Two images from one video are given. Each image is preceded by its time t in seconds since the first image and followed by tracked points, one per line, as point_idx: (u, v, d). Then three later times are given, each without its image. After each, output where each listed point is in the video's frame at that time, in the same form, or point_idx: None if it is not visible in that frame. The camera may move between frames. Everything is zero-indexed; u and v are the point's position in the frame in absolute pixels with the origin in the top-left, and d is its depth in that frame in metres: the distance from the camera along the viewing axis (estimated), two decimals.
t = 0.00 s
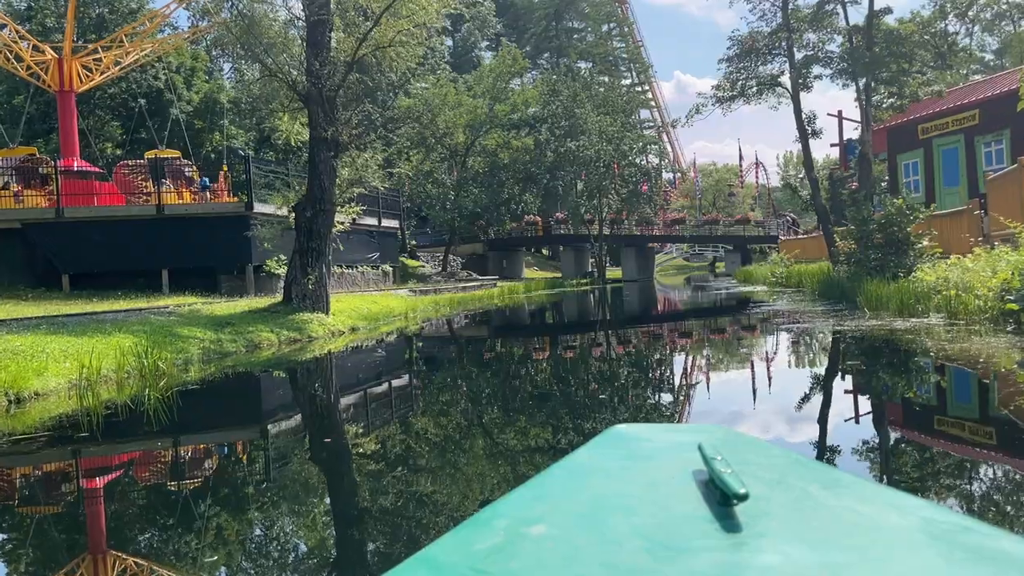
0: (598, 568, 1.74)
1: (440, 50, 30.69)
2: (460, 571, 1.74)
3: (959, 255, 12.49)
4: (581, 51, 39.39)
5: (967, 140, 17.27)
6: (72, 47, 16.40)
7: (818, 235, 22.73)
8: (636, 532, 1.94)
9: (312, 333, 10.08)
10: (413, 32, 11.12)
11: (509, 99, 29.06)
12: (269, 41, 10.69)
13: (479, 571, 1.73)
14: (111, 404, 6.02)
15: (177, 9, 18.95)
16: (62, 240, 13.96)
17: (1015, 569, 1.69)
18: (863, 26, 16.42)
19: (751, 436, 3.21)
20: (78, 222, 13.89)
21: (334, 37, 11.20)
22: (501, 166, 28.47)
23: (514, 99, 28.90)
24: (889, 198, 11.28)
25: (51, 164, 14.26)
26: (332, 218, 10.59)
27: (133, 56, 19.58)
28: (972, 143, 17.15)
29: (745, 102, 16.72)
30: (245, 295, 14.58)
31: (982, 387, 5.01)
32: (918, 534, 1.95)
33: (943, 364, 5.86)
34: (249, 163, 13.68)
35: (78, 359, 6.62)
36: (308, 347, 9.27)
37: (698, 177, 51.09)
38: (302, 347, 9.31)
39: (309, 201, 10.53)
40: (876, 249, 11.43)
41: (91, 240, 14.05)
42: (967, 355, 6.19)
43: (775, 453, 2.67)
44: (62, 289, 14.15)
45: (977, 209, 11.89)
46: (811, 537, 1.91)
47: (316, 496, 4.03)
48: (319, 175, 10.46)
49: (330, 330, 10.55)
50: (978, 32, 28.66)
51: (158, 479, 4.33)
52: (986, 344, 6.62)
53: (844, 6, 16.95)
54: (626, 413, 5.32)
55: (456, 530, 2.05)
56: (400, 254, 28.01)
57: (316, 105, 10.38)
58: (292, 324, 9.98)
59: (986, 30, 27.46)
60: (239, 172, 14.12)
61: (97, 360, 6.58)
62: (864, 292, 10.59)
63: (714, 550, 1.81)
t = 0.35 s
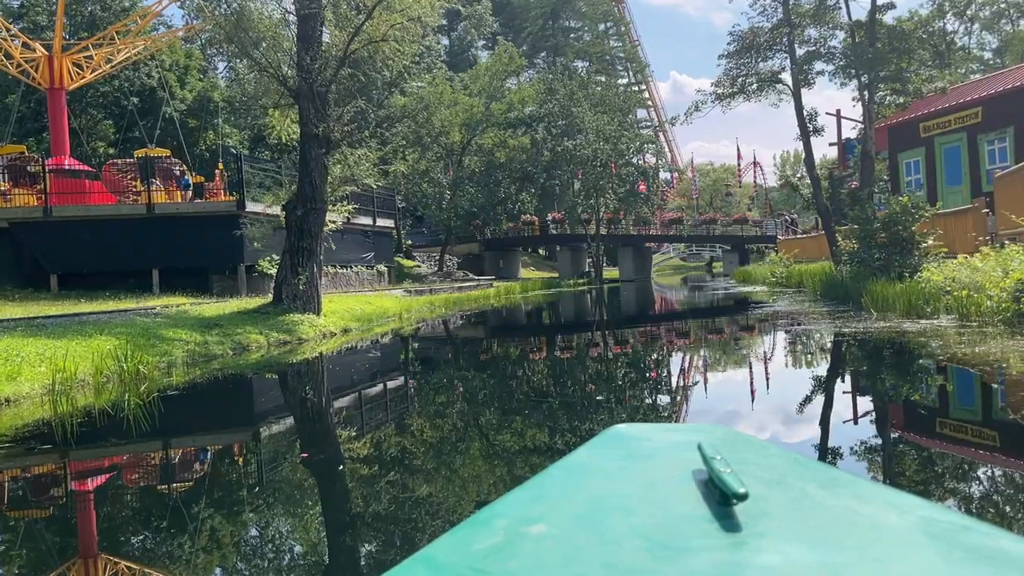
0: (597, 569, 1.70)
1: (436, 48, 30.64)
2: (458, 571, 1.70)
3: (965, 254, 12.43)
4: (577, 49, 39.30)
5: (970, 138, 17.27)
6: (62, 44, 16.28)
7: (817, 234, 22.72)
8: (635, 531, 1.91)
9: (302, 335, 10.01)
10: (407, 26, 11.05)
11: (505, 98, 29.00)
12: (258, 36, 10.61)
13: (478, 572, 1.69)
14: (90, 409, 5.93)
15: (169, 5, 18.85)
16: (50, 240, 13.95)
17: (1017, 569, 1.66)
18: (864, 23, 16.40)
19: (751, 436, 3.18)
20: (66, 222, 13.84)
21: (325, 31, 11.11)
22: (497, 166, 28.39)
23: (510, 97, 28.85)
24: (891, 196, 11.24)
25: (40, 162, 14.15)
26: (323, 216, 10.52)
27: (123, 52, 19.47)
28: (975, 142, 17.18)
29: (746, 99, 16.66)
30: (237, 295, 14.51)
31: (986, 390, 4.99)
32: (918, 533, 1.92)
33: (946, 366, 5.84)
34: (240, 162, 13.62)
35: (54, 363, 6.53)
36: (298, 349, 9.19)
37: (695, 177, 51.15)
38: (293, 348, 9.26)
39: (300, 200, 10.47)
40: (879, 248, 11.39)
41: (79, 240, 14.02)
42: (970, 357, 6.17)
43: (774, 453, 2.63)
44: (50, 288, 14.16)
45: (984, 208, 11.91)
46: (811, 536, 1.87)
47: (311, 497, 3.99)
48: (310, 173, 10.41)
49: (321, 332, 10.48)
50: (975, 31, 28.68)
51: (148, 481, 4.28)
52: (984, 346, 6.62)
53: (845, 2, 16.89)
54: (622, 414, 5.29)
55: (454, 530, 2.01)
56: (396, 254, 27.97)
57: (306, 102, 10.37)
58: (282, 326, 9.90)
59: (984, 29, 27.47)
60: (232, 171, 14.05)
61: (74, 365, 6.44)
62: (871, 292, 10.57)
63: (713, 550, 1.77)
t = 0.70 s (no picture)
0: (596, 569, 1.67)
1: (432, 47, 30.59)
2: (459, 571, 1.67)
3: (970, 253, 12.43)
4: (573, 48, 39.28)
5: (973, 136, 17.26)
6: (52, 40, 16.16)
7: (815, 234, 22.69)
8: (635, 531, 1.87)
9: (292, 336, 9.91)
10: (400, 20, 10.98)
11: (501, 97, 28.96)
12: (249, 30, 10.52)
13: (477, 571, 1.66)
14: (66, 414, 5.82)
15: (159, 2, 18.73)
16: (38, 240, 13.87)
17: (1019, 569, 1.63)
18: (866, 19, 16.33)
19: (751, 436, 3.14)
20: (55, 221, 13.77)
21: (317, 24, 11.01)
22: (494, 165, 28.29)
23: (506, 96, 28.81)
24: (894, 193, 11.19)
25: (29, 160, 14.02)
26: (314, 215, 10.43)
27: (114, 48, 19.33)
28: (978, 140, 17.17)
29: (746, 96, 16.67)
30: (230, 296, 14.45)
31: (988, 392, 4.98)
32: (917, 532, 1.89)
33: (948, 368, 5.83)
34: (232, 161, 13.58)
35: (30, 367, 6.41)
36: (286, 351, 9.11)
37: (691, 177, 51.24)
38: (284, 350, 9.19)
39: (290, 198, 10.37)
40: (883, 248, 11.36)
41: (67, 240, 13.94)
42: (973, 359, 6.13)
43: (774, 452, 2.60)
44: (38, 289, 14.09)
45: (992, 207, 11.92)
46: (810, 536, 1.84)
47: (305, 498, 3.97)
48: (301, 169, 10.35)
49: (311, 333, 10.39)
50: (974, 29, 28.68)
51: (136, 484, 4.22)
52: (984, 347, 6.61)
53: None
54: (619, 415, 5.26)
55: (453, 531, 1.97)
56: (392, 253, 27.94)
57: (297, 96, 10.30)
58: (271, 327, 9.82)
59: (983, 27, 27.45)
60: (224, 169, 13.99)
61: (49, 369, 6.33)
62: (877, 292, 10.53)
63: (713, 550, 1.74)
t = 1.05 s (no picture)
0: (598, 569, 1.63)
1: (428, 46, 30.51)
2: (460, 570, 1.63)
3: (976, 252, 12.46)
4: (571, 47, 39.22)
5: (976, 134, 17.23)
6: (42, 37, 16.02)
7: (814, 233, 22.63)
8: (636, 531, 1.84)
9: (282, 339, 9.77)
10: (391, 14, 10.84)
11: (498, 95, 28.90)
12: (236, 23, 10.36)
13: (478, 570, 1.63)
14: (39, 421, 5.66)
15: None
16: (26, 239, 13.77)
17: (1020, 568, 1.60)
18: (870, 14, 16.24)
19: (750, 437, 3.10)
20: (43, 219, 13.68)
21: (308, 18, 10.86)
22: (490, 164, 28.16)
23: (503, 95, 28.74)
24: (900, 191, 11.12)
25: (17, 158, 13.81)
26: (305, 213, 10.31)
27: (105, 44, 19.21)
28: (981, 138, 17.14)
29: (747, 92, 16.65)
30: (222, 296, 14.38)
31: (988, 394, 4.96)
32: (918, 531, 1.86)
33: (949, 370, 5.81)
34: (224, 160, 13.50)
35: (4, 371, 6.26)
36: (275, 354, 8.99)
37: (688, 176, 51.31)
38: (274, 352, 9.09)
39: (281, 195, 10.24)
40: (887, 247, 11.30)
41: (56, 239, 13.85)
42: (978, 361, 6.09)
43: (775, 452, 2.56)
44: (26, 289, 13.95)
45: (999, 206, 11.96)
46: (811, 535, 1.81)
47: (300, 499, 3.93)
48: (291, 167, 10.19)
49: (302, 334, 10.26)
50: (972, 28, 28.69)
51: (126, 487, 4.16)
52: (985, 350, 6.59)
53: None
54: (616, 416, 5.22)
55: (454, 530, 1.93)
56: (388, 253, 27.87)
57: (288, 92, 10.15)
58: (260, 329, 9.70)
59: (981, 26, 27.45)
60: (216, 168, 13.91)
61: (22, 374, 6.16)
62: (881, 291, 10.49)
63: (714, 549, 1.71)
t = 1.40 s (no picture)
0: (599, 568, 1.62)
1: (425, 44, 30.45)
2: (461, 570, 1.62)
3: (983, 252, 12.46)
4: (567, 45, 39.16)
5: (980, 132, 17.27)
6: (33, 34, 15.90)
7: (815, 232, 22.59)
8: (637, 529, 1.82)
9: (271, 341, 9.63)
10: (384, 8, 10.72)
11: (495, 94, 28.85)
12: (223, 15, 10.23)
13: (480, 570, 1.61)
14: (14, 428, 5.50)
15: None
16: (14, 239, 13.69)
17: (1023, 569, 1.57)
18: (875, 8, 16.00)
19: (750, 436, 3.07)
20: (31, 218, 13.59)
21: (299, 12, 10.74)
22: (487, 163, 28.00)
23: (500, 93, 28.65)
24: (906, 189, 11.07)
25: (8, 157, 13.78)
26: (295, 212, 10.21)
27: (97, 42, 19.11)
28: (985, 135, 17.17)
29: (748, 89, 16.56)
30: (214, 296, 14.33)
31: (987, 395, 4.96)
32: (919, 531, 1.83)
33: (949, 372, 5.79)
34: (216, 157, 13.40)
35: None
36: (264, 356, 8.85)
37: (686, 176, 51.36)
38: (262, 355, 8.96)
39: (270, 193, 10.13)
40: (892, 246, 11.26)
41: (44, 238, 13.75)
42: (980, 363, 6.08)
43: (776, 450, 2.53)
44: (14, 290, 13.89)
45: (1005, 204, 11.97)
46: (813, 535, 1.78)
47: (296, 500, 3.92)
48: (281, 164, 10.07)
49: (293, 336, 10.13)
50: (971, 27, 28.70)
51: (116, 491, 4.10)
52: (987, 351, 6.58)
53: None
54: (615, 417, 5.18)
55: (455, 529, 1.92)
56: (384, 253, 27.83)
57: (278, 86, 10.02)
58: (249, 330, 9.57)
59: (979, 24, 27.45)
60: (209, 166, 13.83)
61: None
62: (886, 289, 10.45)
63: (714, 548, 1.69)
